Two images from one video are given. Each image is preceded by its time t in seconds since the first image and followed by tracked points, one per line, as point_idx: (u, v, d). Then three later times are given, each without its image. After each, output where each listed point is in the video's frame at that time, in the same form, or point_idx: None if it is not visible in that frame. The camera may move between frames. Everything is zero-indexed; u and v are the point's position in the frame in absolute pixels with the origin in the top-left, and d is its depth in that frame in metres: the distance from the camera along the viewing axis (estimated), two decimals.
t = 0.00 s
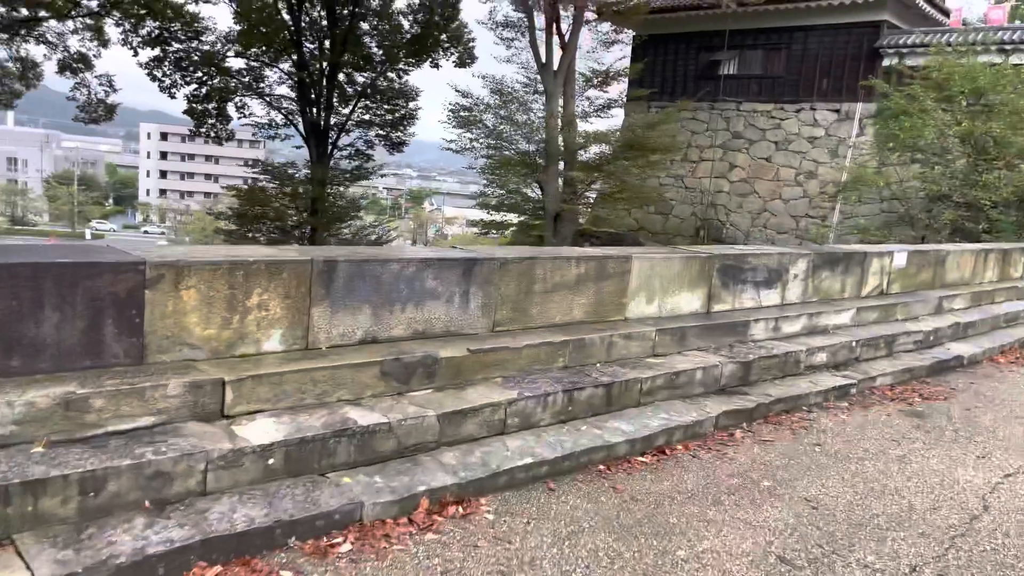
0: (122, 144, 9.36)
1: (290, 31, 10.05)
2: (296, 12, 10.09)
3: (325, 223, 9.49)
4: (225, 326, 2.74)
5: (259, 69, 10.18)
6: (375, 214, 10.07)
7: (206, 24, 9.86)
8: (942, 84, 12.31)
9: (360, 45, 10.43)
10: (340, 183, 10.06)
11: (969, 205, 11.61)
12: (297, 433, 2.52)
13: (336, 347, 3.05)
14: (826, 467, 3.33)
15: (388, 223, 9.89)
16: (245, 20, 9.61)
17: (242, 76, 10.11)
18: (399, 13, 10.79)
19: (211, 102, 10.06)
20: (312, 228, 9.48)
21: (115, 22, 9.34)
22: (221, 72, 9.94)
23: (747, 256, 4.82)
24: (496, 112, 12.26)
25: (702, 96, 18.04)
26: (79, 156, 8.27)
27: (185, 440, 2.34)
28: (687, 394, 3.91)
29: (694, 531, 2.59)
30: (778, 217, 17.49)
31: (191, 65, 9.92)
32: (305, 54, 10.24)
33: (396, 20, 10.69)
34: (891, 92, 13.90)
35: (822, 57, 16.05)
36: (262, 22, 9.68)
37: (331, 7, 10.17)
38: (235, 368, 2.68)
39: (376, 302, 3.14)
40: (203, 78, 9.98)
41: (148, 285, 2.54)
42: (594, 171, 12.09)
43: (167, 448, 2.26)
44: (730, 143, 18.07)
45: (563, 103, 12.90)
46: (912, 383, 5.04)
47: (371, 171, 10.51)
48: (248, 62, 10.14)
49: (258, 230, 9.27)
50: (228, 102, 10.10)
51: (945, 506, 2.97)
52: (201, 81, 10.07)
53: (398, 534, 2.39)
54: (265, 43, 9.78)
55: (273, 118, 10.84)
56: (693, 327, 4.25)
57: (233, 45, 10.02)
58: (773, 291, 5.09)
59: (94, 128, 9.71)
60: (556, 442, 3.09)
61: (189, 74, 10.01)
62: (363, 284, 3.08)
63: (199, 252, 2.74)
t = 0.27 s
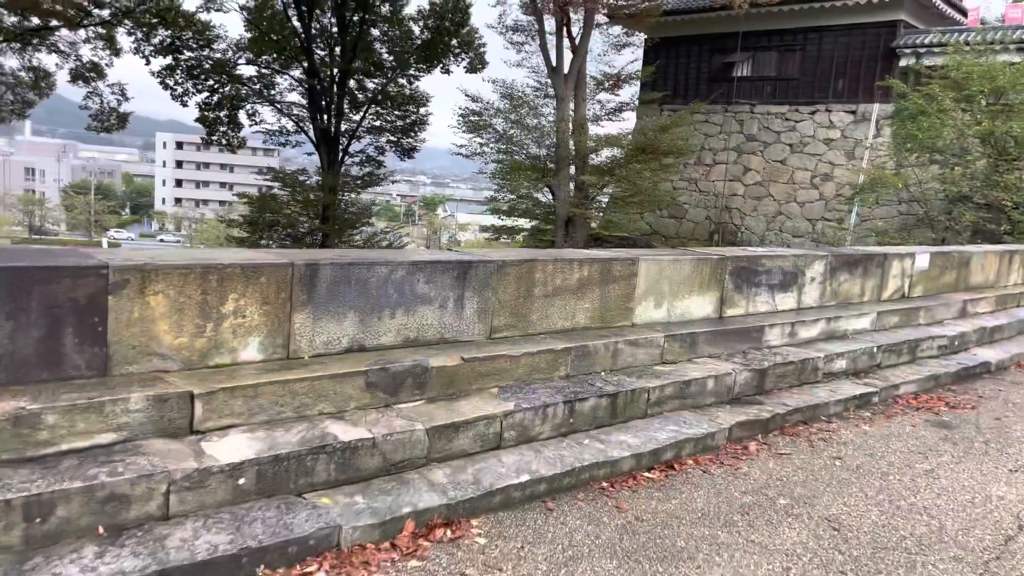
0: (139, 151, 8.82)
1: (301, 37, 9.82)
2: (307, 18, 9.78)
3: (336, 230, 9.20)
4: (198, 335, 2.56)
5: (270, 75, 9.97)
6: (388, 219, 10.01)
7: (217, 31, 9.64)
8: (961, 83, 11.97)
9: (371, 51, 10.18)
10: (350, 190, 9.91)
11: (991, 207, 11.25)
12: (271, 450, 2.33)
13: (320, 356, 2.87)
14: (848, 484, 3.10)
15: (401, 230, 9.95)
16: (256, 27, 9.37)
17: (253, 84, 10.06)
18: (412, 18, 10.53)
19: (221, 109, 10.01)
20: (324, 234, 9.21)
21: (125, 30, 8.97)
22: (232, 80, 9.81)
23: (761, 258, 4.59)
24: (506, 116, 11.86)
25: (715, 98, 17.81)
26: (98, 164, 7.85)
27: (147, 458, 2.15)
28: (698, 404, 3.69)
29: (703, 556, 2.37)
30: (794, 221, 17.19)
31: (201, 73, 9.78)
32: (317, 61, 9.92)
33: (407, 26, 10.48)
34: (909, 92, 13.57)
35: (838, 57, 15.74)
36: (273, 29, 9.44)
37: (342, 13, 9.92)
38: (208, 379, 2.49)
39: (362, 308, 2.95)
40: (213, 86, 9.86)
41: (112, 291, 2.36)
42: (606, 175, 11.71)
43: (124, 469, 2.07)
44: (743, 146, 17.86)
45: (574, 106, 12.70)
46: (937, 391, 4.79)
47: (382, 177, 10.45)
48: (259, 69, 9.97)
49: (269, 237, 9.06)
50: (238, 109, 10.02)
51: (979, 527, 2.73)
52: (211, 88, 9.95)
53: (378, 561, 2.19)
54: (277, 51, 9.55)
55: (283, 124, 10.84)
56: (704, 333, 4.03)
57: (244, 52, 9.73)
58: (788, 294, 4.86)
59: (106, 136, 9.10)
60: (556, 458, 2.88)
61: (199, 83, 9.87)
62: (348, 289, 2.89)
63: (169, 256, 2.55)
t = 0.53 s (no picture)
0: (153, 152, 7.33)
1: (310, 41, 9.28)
2: (316, 23, 9.28)
3: (347, 235, 8.53)
4: (166, 361, 2.38)
5: (280, 81, 9.29)
6: (402, 225, 9.24)
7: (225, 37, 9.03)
8: (979, 79, 11.67)
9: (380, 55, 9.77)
10: (361, 196, 9.11)
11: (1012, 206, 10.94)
12: (240, 488, 2.14)
13: (301, 381, 2.68)
14: (871, 513, 2.88)
15: (415, 235, 9.25)
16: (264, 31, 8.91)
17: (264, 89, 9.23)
18: (420, 23, 10.40)
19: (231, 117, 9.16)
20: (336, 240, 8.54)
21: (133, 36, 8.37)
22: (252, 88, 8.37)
23: (775, 267, 4.38)
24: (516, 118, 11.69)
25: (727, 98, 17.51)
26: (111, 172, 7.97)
27: (101, 502, 1.97)
28: (709, 423, 3.48)
29: None
30: (809, 222, 16.90)
31: (211, 80, 9.08)
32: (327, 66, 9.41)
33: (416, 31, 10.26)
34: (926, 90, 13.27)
35: (852, 55, 15.42)
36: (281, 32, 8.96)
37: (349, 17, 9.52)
38: (176, 410, 2.31)
39: (347, 329, 2.76)
40: (223, 93, 9.12)
41: (70, 316, 2.18)
42: (617, 178, 11.46)
43: (75, 515, 1.89)
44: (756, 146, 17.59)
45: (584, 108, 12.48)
46: (962, 404, 4.55)
47: (393, 181, 9.67)
48: (268, 75, 9.25)
49: (279, 242, 8.15)
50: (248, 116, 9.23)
51: (1015, 562, 2.51)
52: (220, 97, 9.22)
53: None
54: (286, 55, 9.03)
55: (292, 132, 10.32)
56: (715, 347, 3.82)
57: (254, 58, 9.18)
58: (804, 304, 4.64)
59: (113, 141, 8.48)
60: (555, 489, 2.68)
61: (207, 91, 9.16)
62: (332, 309, 2.71)
63: (136, 278, 2.36)
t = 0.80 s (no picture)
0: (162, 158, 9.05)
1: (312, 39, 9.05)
2: (320, 21, 9.06)
3: (352, 233, 8.35)
4: (132, 369, 2.18)
5: (284, 79, 9.13)
6: (405, 222, 9.14)
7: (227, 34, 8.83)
8: (991, 71, 11.39)
9: (384, 51, 9.45)
10: (366, 194, 8.90)
11: None
12: (207, 509, 1.94)
13: (283, 389, 2.48)
14: (899, 529, 2.66)
15: (419, 233, 9.14)
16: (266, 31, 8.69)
17: (267, 87, 9.02)
18: (424, 18, 9.92)
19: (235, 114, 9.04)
20: (339, 239, 8.34)
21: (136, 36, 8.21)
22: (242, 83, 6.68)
23: (790, 262, 4.16)
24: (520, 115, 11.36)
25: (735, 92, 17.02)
26: (118, 172, 8.43)
27: (52, 528, 1.78)
28: (722, 430, 3.27)
29: None
30: (818, 217, 16.61)
31: (214, 79, 8.92)
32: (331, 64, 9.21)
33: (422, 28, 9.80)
34: (937, 83, 13.00)
35: (862, 48, 15.10)
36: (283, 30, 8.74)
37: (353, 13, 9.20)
38: (141, 422, 2.11)
39: (332, 333, 2.56)
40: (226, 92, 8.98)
41: (22, 321, 1.97)
42: (622, 173, 11.22)
43: (18, 544, 1.69)
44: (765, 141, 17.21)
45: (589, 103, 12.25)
46: (988, 407, 4.32)
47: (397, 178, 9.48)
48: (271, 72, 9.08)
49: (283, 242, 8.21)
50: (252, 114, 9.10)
51: None
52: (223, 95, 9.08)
53: None
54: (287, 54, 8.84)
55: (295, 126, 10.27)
56: (727, 348, 3.60)
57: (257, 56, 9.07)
58: (820, 301, 4.41)
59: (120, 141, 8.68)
60: (558, 505, 2.47)
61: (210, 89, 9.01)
62: (315, 311, 2.50)
63: (97, 278, 2.17)
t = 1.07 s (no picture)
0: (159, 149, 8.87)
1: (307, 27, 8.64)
2: (315, 9, 8.65)
3: (348, 225, 7.97)
4: (81, 377, 1.96)
5: (279, 68, 8.76)
6: (402, 215, 8.76)
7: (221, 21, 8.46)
8: (996, 62, 11.15)
9: (382, 40, 8.96)
10: (362, 184, 8.53)
11: None
12: (162, 538, 1.73)
13: (254, 397, 2.27)
14: (925, 549, 2.45)
15: (417, 225, 8.80)
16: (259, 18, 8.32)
17: (261, 76, 8.63)
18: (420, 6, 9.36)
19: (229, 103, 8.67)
20: (335, 231, 7.96)
21: (128, 23, 7.97)
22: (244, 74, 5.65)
23: (801, 258, 3.95)
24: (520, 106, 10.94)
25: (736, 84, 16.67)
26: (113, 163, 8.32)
27: None
28: (731, 437, 3.06)
29: None
30: (818, 210, 16.36)
31: (207, 67, 8.56)
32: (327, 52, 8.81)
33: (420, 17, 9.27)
34: (940, 74, 12.77)
35: (863, 39, 14.78)
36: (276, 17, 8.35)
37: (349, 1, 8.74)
38: (90, 438, 1.89)
39: (309, 335, 2.34)
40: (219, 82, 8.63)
41: None
42: (622, 165, 10.92)
43: None
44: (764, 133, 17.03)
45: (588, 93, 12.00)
46: (1006, 410, 4.11)
47: (395, 169, 9.09)
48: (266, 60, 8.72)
49: (277, 234, 7.87)
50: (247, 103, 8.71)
51: None
52: (218, 84, 8.73)
53: None
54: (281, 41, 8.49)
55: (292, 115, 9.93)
56: (735, 349, 3.39)
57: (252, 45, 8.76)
58: (831, 298, 4.20)
59: (112, 131, 8.55)
60: (555, 525, 2.26)
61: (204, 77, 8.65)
62: (289, 311, 2.28)
63: (42, 275, 1.95)
